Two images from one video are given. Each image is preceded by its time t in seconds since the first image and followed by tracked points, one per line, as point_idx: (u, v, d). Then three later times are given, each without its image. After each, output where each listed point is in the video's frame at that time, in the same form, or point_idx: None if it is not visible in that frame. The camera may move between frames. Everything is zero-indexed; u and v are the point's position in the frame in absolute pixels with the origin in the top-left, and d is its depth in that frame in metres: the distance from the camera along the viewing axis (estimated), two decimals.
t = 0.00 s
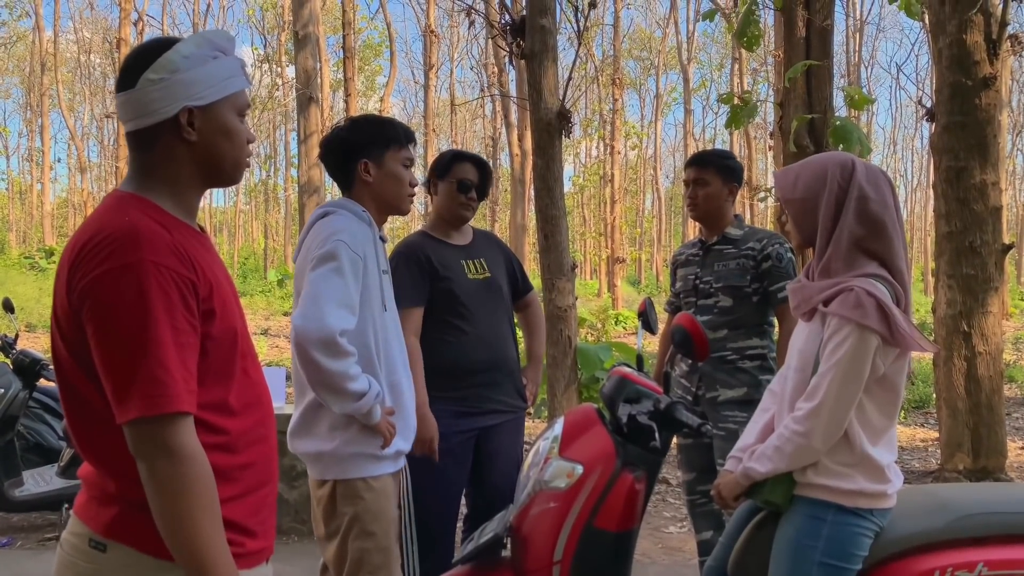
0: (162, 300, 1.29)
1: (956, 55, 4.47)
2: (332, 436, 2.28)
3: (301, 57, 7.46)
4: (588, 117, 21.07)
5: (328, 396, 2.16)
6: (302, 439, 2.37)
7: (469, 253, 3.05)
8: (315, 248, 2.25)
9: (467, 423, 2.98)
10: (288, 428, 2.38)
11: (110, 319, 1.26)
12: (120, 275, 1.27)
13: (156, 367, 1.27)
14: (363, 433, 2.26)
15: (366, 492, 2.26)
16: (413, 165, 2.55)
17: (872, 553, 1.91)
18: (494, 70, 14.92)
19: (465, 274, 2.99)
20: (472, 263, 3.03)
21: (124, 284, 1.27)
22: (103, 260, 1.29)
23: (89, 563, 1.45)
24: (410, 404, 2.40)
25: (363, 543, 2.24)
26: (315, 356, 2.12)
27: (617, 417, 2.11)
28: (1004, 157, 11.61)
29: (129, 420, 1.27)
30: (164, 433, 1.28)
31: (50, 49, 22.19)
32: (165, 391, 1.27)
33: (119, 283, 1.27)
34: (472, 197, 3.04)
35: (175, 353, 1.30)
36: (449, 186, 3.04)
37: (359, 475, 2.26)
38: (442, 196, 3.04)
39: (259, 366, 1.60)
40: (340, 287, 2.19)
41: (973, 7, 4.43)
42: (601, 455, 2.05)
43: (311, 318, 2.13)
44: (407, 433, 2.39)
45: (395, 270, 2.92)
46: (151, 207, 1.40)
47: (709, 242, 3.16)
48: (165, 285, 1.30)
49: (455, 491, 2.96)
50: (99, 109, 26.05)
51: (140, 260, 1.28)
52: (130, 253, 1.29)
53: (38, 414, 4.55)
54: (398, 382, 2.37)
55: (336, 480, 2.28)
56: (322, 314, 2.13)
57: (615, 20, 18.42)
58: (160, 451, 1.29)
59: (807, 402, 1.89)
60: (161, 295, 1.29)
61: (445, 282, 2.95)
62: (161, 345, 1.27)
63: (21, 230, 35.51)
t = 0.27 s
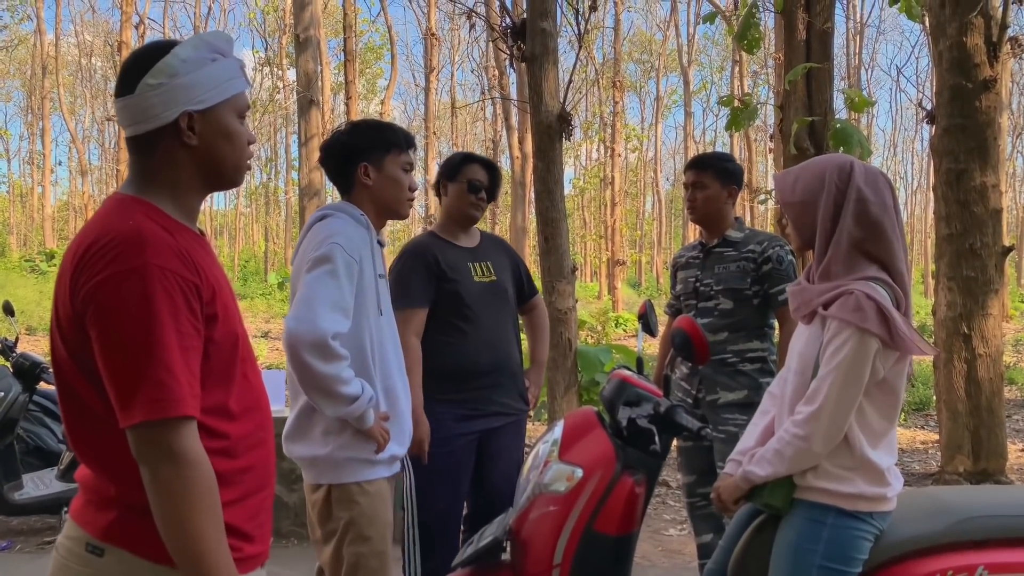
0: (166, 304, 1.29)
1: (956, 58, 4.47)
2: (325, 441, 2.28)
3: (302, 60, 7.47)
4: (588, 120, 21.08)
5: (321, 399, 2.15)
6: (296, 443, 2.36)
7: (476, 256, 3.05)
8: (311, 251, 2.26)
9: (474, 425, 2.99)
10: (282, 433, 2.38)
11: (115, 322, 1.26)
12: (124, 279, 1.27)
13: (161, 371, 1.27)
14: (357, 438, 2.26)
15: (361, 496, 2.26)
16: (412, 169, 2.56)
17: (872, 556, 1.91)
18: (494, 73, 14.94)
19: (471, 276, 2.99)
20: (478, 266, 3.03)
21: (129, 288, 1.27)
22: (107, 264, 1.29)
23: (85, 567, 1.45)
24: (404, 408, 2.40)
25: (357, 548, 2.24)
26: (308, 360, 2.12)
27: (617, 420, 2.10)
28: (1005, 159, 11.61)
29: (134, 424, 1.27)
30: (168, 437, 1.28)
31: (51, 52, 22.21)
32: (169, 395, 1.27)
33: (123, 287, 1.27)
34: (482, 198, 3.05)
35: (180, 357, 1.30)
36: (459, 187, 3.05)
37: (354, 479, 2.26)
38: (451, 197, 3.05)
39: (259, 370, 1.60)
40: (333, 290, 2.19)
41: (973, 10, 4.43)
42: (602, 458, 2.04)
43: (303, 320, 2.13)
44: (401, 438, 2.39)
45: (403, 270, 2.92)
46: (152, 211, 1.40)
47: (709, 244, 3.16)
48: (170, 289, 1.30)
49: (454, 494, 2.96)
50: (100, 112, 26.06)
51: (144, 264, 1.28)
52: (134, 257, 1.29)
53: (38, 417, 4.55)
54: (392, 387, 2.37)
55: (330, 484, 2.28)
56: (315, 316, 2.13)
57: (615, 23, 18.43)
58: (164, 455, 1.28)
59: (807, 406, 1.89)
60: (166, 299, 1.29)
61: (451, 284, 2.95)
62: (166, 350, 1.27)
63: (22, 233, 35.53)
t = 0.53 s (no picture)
0: (167, 303, 1.28)
1: (955, 60, 4.48)
2: (320, 443, 2.28)
3: (301, 60, 7.46)
4: (587, 121, 21.09)
5: (315, 400, 2.15)
6: (291, 445, 2.36)
7: (479, 256, 3.05)
8: (307, 252, 2.25)
9: (474, 425, 2.99)
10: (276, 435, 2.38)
11: (115, 323, 1.26)
12: (125, 279, 1.27)
13: (163, 372, 1.27)
14: (352, 440, 2.26)
15: (356, 498, 2.26)
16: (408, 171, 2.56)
17: (870, 557, 1.91)
18: (493, 74, 14.94)
19: (474, 277, 2.99)
20: (481, 266, 3.03)
21: (129, 288, 1.27)
22: (107, 264, 1.28)
23: (80, 569, 1.44)
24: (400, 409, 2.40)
25: (354, 549, 2.23)
26: (303, 361, 2.11)
27: (615, 421, 2.10)
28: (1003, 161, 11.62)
29: (135, 424, 1.27)
30: (170, 436, 1.28)
31: (49, 53, 22.21)
32: (171, 395, 1.27)
33: (124, 287, 1.27)
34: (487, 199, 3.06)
35: (182, 357, 1.29)
36: (464, 189, 3.05)
37: (349, 481, 2.25)
38: (457, 198, 3.05)
39: (256, 370, 1.60)
40: (329, 290, 2.18)
41: (972, 11, 4.44)
42: (599, 459, 2.04)
43: (299, 321, 2.13)
44: (398, 439, 2.39)
45: (407, 270, 2.91)
46: (151, 211, 1.40)
47: (708, 245, 3.16)
48: (171, 289, 1.30)
49: (451, 496, 2.95)
50: (99, 113, 26.04)
51: (145, 264, 1.28)
52: (135, 257, 1.28)
53: (35, 418, 4.54)
54: (387, 389, 2.37)
55: (325, 486, 2.27)
56: (310, 317, 2.13)
57: (614, 24, 18.43)
58: (165, 456, 1.28)
59: (806, 408, 1.89)
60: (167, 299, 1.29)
61: (454, 284, 2.95)
62: (168, 349, 1.27)
63: (20, 233, 35.48)
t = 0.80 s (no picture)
0: (167, 301, 1.28)
1: (950, 61, 4.49)
2: (317, 445, 2.28)
3: (297, 62, 7.46)
4: (584, 122, 21.10)
5: (313, 401, 2.15)
6: (287, 447, 2.36)
7: (479, 258, 3.05)
8: (304, 252, 2.25)
9: (471, 427, 2.98)
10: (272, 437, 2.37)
11: (114, 321, 1.26)
12: (124, 277, 1.27)
13: (163, 370, 1.27)
14: (348, 441, 2.26)
15: (354, 499, 2.26)
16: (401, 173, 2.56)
17: (867, 557, 1.91)
18: (490, 75, 14.94)
19: (473, 278, 3.00)
20: (481, 268, 3.03)
21: (128, 287, 1.26)
22: (106, 263, 1.28)
23: (78, 571, 1.44)
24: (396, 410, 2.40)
25: (352, 551, 2.23)
26: (301, 362, 2.11)
27: (612, 422, 2.10)
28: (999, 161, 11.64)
29: (135, 423, 1.27)
30: (171, 435, 1.28)
31: (45, 55, 22.17)
32: (172, 393, 1.27)
33: (122, 286, 1.27)
34: (489, 202, 3.06)
35: (181, 355, 1.29)
36: (466, 192, 3.05)
37: (345, 482, 2.25)
38: (459, 201, 3.05)
39: (254, 371, 1.60)
40: (326, 291, 2.18)
41: (967, 13, 4.44)
42: (596, 460, 2.04)
43: (297, 322, 2.13)
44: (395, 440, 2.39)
45: (410, 270, 2.91)
46: (148, 211, 1.40)
47: (704, 245, 3.16)
48: (170, 288, 1.29)
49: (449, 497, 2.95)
50: (95, 114, 26.00)
51: (144, 263, 1.28)
52: (133, 256, 1.28)
53: (31, 421, 4.53)
54: (384, 389, 2.37)
55: (322, 488, 2.27)
56: (308, 317, 2.13)
57: (611, 25, 18.45)
58: (166, 455, 1.28)
59: (803, 409, 1.89)
60: (166, 297, 1.29)
61: (453, 286, 2.96)
62: (167, 348, 1.27)
63: (16, 235, 35.42)
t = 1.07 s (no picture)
0: (164, 302, 1.29)
1: (949, 60, 4.49)
2: (315, 445, 2.28)
3: (297, 62, 7.46)
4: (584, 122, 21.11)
5: (312, 401, 2.16)
6: (287, 446, 2.36)
7: (477, 259, 3.07)
8: (303, 252, 2.26)
9: (465, 427, 2.97)
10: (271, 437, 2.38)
11: (112, 322, 1.26)
12: (122, 279, 1.27)
13: (160, 371, 1.27)
14: (348, 441, 2.26)
15: (353, 499, 2.26)
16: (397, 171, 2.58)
17: (866, 555, 1.91)
18: (489, 75, 14.94)
19: (472, 279, 3.01)
20: (479, 268, 3.05)
21: (126, 287, 1.27)
22: (104, 264, 1.28)
23: (79, 570, 1.44)
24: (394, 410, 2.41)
25: (351, 550, 2.24)
26: (300, 363, 2.12)
27: (611, 421, 2.10)
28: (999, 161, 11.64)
29: (132, 424, 1.27)
30: (167, 436, 1.28)
31: (45, 55, 22.16)
32: (168, 393, 1.27)
33: (120, 286, 1.27)
34: (495, 207, 3.05)
35: (179, 356, 1.30)
36: (475, 196, 3.03)
37: (344, 482, 2.25)
38: (466, 205, 3.03)
39: (254, 371, 1.61)
40: (325, 291, 2.19)
41: (966, 12, 4.45)
42: (596, 459, 2.04)
43: (296, 323, 2.13)
44: (393, 440, 2.39)
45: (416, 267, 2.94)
46: (148, 211, 1.40)
47: (703, 245, 3.16)
48: (168, 289, 1.30)
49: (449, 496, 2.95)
50: (94, 114, 25.99)
51: (142, 264, 1.28)
52: (131, 257, 1.28)
53: (32, 421, 4.53)
54: (382, 389, 2.37)
55: (321, 487, 2.27)
56: (307, 318, 2.13)
57: (610, 25, 18.44)
58: (163, 456, 1.28)
59: (802, 408, 1.90)
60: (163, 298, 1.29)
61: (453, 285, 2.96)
62: (164, 349, 1.27)
63: (16, 235, 35.41)
